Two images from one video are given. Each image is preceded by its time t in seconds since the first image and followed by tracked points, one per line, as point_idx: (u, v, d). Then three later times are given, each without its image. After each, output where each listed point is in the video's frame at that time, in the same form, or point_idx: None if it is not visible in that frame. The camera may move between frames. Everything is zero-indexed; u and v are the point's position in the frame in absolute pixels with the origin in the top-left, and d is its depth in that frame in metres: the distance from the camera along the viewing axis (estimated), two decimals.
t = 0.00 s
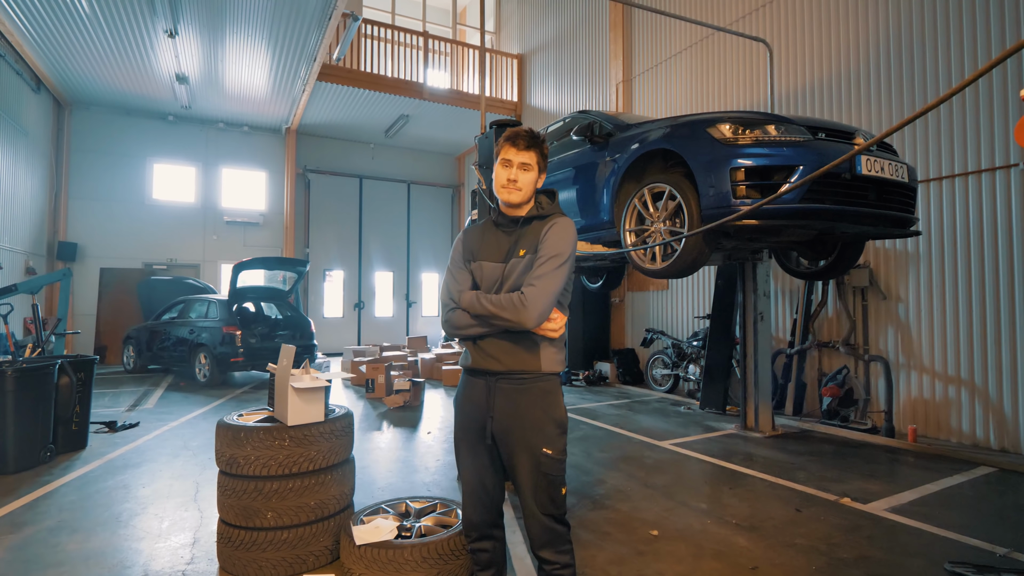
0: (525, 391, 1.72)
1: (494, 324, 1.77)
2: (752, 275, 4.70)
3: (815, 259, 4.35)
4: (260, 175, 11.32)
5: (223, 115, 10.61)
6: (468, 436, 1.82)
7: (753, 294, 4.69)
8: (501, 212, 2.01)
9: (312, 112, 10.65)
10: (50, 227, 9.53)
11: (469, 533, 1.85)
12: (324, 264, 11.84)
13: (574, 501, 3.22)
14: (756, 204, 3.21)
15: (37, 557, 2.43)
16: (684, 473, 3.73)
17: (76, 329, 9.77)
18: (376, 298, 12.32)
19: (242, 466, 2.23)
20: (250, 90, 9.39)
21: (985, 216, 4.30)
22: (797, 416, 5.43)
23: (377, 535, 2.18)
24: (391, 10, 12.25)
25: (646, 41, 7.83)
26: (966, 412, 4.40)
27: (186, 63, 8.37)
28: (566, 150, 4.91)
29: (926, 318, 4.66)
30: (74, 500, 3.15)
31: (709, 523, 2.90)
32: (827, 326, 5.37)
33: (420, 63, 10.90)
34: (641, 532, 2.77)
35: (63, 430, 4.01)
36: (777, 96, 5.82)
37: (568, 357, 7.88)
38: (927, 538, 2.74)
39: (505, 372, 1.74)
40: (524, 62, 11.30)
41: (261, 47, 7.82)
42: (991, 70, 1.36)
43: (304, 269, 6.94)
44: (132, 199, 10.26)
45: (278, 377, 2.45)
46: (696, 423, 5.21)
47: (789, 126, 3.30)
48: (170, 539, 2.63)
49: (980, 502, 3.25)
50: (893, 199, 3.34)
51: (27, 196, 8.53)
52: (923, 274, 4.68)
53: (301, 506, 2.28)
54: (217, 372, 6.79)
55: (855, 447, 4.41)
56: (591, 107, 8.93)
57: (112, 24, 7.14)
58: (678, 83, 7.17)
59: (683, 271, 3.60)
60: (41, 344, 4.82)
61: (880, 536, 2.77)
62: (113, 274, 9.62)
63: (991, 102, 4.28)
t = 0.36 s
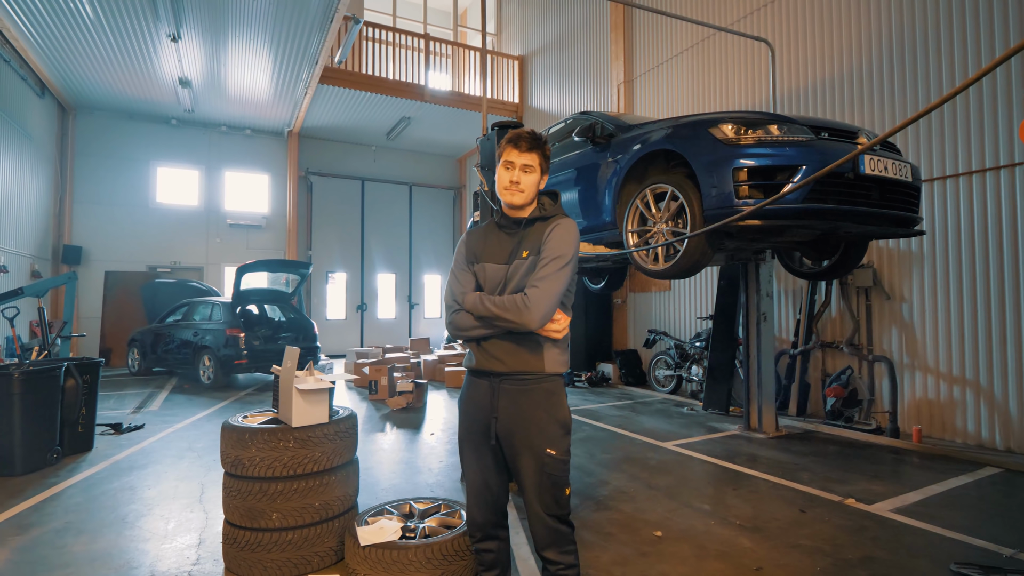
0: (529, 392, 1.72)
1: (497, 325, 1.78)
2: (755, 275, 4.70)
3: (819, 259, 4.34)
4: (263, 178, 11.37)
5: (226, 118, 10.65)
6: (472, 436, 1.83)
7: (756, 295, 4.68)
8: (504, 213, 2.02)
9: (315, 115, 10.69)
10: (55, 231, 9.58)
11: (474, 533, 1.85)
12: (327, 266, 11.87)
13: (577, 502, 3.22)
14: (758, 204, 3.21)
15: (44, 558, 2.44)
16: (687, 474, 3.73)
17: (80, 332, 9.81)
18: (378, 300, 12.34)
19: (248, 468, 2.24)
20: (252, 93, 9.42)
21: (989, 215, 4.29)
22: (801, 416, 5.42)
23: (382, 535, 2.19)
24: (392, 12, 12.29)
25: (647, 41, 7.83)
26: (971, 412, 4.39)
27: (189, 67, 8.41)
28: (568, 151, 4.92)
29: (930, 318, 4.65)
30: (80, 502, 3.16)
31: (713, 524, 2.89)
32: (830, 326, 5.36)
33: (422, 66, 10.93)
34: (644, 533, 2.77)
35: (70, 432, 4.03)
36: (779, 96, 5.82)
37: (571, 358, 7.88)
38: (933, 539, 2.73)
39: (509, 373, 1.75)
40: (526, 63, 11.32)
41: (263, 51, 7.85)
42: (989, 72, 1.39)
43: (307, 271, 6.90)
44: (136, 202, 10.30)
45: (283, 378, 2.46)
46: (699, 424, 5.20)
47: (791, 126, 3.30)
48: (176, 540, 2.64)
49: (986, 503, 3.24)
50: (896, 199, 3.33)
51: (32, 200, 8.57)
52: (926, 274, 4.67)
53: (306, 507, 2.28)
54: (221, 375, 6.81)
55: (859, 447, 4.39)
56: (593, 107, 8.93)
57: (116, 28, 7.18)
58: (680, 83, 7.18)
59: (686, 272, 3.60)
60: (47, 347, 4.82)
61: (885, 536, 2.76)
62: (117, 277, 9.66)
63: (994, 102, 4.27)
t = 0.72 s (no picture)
0: (532, 392, 1.72)
1: (501, 325, 1.78)
2: (759, 275, 4.69)
3: (822, 258, 4.34)
4: (267, 178, 11.39)
5: (229, 119, 10.67)
6: (477, 436, 1.83)
7: (759, 294, 4.67)
8: (508, 213, 2.02)
9: (317, 115, 10.71)
10: (59, 232, 9.61)
11: (478, 532, 1.85)
12: (330, 267, 11.89)
13: (581, 502, 3.22)
14: (762, 204, 3.21)
15: (51, 557, 2.45)
16: (691, 474, 3.72)
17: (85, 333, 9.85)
18: (381, 300, 12.36)
19: (252, 468, 2.25)
20: (255, 94, 9.44)
21: (994, 214, 4.28)
22: (804, 416, 5.41)
23: (386, 534, 2.19)
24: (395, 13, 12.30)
25: (650, 40, 7.82)
26: (976, 412, 4.37)
27: (192, 68, 8.43)
28: (571, 151, 4.91)
29: (935, 317, 4.64)
30: (86, 501, 3.17)
31: (717, 524, 2.89)
32: (834, 326, 5.35)
33: (424, 66, 10.94)
34: (648, 533, 2.77)
35: (75, 432, 4.04)
36: (782, 95, 5.82)
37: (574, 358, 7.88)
38: (937, 539, 2.72)
39: (513, 373, 1.75)
40: (528, 63, 11.32)
41: (265, 51, 7.86)
42: (983, 79, 1.44)
43: (310, 272, 6.91)
44: (140, 203, 10.33)
45: (287, 378, 2.47)
46: (703, 423, 5.20)
47: (795, 125, 3.29)
48: (181, 539, 2.65)
49: (991, 502, 3.23)
50: (901, 198, 3.32)
51: (36, 201, 8.60)
52: (931, 273, 4.66)
53: (310, 506, 2.29)
54: (225, 375, 6.83)
55: (863, 447, 4.38)
56: (596, 107, 8.93)
57: (119, 29, 7.20)
58: (683, 83, 7.17)
59: (690, 272, 3.60)
60: (52, 348, 4.80)
61: (889, 536, 2.76)
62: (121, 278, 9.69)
63: (1000, 100, 4.26)
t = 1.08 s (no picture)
0: (537, 385, 1.72)
1: (506, 318, 1.78)
2: (762, 268, 4.68)
3: (826, 251, 4.32)
4: (269, 172, 11.38)
5: (231, 113, 10.65)
6: (481, 428, 1.84)
7: (763, 288, 4.66)
8: (512, 206, 2.01)
9: (320, 108, 10.68)
10: (62, 226, 9.63)
11: (483, 524, 1.87)
12: (333, 261, 11.89)
13: (584, 494, 3.24)
14: (766, 196, 3.19)
15: (58, 549, 2.47)
16: (694, 466, 3.73)
17: (89, 327, 9.87)
18: (384, 294, 12.37)
19: (257, 460, 2.26)
20: (256, 87, 9.41)
21: (1000, 206, 4.25)
22: (807, 409, 5.41)
23: (390, 526, 2.20)
24: (396, 5, 12.23)
25: (654, 32, 7.77)
26: (979, 405, 4.37)
27: (194, 61, 8.41)
28: (574, 144, 4.90)
29: (939, 310, 4.62)
30: (93, 494, 3.19)
31: (719, 516, 2.90)
32: (837, 319, 5.34)
33: (426, 58, 10.88)
34: (651, 525, 2.78)
35: (81, 425, 4.07)
36: (787, 87, 5.78)
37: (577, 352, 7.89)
38: (940, 531, 2.73)
39: (518, 366, 1.75)
40: (531, 55, 11.25)
41: (266, 44, 7.83)
42: (987, 72, 1.43)
43: (313, 265, 6.91)
44: (143, 197, 10.33)
45: (291, 371, 2.47)
46: (705, 416, 5.21)
47: (800, 117, 3.27)
48: (188, 531, 2.67)
49: (994, 495, 3.23)
50: (905, 190, 3.31)
51: (40, 195, 8.62)
52: (935, 266, 4.65)
53: (315, 499, 2.30)
54: (229, 369, 6.85)
55: (866, 440, 4.39)
56: (599, 100, 8.88)
57: (120, 22, 7.18)
58: (687, 75, 7.12)
59: (693, 265, 3.59)
60: (57, 341, 4.86)
61: (891, 528, 2.76)
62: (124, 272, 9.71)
63: (1007, 91, 4.22)
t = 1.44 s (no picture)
0: (539, 380, 1.72)
1: (508, 313, 1.77)
2: (764, 263, 4.67)
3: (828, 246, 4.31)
4: (270, 168, 11.36)
5: (231, 109, 10.63)
6: (483, 424, 1.84)
7: (764, 283, 4.66)
8: (513, 201, 2.01)
9: (320, 104, 10.65)
10: (64, 222, 9.64)
11: (485, 519, 1.87)
12: (334, 256, 11.89)
13: (586, 489, 3.24)
14: (768, 191, 3.18)
15: (63, 543, 2.49)
16: (695, 461, 3.74)
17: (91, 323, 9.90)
18: (386, 290, 12.37)
19: (260, 456, 2.27)
20: (257, 82, 9.38)
21: (1003, 201, 4.23)
22: (809, 404, 5.42)
23: (393, 521, 2.21)
24: None
25: (655, 26, 7.72)
26: (980, 400, 4.37)
27: (194, 56, 8.39)
28: (576, 139, 4.88)
29: (941, 305, 4.61)
30: (96, 489, 3.21)
31: (721, 511, 2.90)
32: (839, 314, 5.33)
33: (426, 53, 10.84)
34: (653, 520, 2.78)
35: (83, 421, 4.08)
36: (789, 82, 5.75)
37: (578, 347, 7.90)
38: (941, 525, 2.73)
39: (520, 361, 1.75)
40: (532, 50, 11.20)
41: (267, 39, 7.80)
42: (985, 70, 1.42)
43: (314, 261, 6.91)
44: (144, 193, 10.33)
45: (293, 367, 2.48)
46: (707, 411, 5.21)
47: (802, 111, 3.25)
48: (190, 526, 2.68)
49: (995, 489, 3.23)
50: (907, 184, 3.29)
51: (41, 191, 8.61)
52: (937, 261, 4.63)
53: (317, 494, 2.30)
54: (231, 364, 6.86)
55: (868, 435, 4.39)
56: (600, 94, 8.84)
57: (120, 18, 7.16)
58: (689, 69, 7.09)
59: (694, 260, 3.59)
60: (59, 338, 4.84)
61: (892, 522, 2.77)
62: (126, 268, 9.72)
63: (1010, 85, 4.19)
